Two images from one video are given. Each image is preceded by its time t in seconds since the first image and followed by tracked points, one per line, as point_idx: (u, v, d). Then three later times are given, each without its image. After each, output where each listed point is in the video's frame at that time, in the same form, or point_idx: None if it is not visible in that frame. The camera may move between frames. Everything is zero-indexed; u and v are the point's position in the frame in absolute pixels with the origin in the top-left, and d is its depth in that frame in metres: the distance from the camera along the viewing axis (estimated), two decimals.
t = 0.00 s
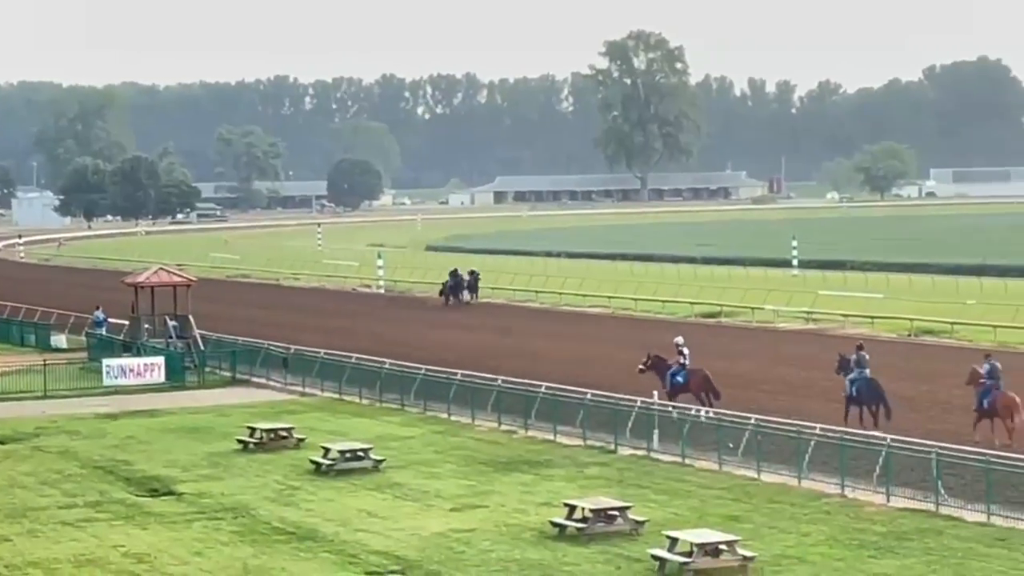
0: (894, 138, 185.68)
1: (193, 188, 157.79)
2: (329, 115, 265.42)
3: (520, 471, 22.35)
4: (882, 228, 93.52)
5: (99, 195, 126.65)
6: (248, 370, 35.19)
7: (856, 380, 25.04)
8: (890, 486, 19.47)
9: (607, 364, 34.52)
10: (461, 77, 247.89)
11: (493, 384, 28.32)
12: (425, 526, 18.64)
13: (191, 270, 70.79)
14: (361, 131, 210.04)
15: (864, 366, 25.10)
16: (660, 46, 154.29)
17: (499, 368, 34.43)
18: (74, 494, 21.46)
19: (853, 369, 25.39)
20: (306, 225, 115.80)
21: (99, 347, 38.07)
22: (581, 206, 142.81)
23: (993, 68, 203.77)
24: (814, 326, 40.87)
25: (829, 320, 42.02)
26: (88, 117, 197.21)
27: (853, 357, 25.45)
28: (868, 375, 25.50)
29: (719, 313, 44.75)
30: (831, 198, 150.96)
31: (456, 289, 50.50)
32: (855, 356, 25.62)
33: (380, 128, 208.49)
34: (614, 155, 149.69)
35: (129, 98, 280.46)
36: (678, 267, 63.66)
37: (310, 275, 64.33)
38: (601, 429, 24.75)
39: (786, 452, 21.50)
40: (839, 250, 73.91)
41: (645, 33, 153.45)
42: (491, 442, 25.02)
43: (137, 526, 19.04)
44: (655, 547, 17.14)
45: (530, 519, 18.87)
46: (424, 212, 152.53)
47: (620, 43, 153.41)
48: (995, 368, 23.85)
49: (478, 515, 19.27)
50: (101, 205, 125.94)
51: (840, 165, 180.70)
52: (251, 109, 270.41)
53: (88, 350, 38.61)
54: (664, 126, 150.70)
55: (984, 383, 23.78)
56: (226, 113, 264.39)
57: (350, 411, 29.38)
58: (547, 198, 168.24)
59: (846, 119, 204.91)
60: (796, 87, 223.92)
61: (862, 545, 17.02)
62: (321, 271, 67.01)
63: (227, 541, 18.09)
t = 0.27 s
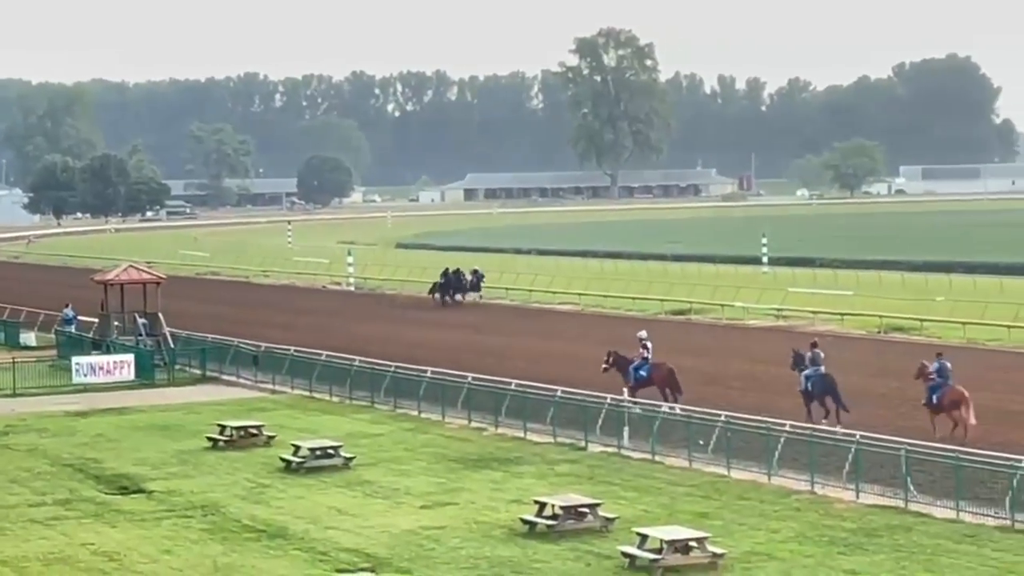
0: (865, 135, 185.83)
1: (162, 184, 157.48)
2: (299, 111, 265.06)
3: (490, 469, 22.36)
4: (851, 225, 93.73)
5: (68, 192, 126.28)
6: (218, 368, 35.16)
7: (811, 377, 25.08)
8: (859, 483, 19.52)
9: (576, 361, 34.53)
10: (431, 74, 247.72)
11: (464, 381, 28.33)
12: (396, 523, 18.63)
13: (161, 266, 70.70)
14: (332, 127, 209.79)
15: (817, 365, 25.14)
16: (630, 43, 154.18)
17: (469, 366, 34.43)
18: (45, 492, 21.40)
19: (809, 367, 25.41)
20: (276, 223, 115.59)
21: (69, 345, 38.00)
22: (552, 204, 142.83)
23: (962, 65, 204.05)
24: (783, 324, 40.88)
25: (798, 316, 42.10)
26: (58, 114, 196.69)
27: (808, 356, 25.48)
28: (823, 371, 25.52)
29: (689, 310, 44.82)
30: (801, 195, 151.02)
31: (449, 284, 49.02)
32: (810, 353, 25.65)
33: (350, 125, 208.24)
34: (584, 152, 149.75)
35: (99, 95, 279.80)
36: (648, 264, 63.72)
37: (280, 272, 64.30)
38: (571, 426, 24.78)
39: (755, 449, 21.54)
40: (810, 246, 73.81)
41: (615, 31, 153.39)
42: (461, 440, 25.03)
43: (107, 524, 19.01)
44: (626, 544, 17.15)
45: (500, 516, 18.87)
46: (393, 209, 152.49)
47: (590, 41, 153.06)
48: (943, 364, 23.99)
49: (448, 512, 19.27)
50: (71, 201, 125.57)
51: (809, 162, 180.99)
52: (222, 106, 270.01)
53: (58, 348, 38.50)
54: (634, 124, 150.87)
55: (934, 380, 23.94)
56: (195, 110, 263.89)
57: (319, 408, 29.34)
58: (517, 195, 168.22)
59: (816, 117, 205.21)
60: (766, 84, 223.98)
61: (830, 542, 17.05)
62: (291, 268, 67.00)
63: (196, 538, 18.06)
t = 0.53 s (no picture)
0: (831, 132, 186.67)
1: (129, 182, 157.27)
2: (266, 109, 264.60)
3: (457, 467, 22.36)
4: (817, 223, 93.84)
5: (34, 190, 125.79)
6: (186, 366, 35.09)
7: (764, 371, 25.31)
8: (826, 481, 19.57)
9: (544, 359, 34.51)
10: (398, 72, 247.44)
11: (431, 379, 28.32)
12: (364, 522, 18.62)
13: (126, 265, 70.41)
14: (299, 125, 209.39)
15: (769, 358, 25.36)
16: (598, 41, 154.07)
17: (437, 364, 34.41)
18: (11, 490, 21.35)
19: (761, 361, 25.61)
20: (244, 221, 115.35)
21: (36, 344, 37.86)
22: (520, 202, 142.73)
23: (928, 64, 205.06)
24: (753, 322, 40.96)
25: (765, 315, 42.17)
26: (23, 111, 196.02)
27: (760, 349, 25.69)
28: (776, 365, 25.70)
29: (657, 308, 44.85)
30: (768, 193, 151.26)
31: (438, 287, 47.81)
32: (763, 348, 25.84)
33: (318, 123, 207.88)
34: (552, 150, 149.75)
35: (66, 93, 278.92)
36: (615, 262, 63.74)
37: (246, 271, 64.13)
38: (538, 424, 24.80)
39: (722, 447, 21.58)
40: (773, 244, 74.25)
41: (583, 29, 153.16)
42: (429, 438, 25.02)
43: (73, 523, 18.97)
44: (592, 542, 17.16)
45: (470, 515, 18.88)
46: (362, 207, 152.32)
47: (558, 39, 152.77)
48: (891, 356, 24.32)
49: (415, 511, 19.26)
50: (37, 199, 125.08)
51: (775, 160, 181.14)
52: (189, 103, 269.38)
53: (24, 347, 38.37)
54: (602, 122, 150.90)
55: (882, 372, 24.24)
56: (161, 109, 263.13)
57: (288, 407, 29.31)
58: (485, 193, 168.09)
59: (783, 115, 205.51)
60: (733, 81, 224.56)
61: (800, 539, 17.10)
62: (257, 267, 66.83)
63: (164, 537, 18.03)
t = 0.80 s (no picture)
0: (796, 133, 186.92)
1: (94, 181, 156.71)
2: (230, 108, 263.88)
3: (423, 467, 22.33)
4: (782, 223, 93.80)
5: None
6: (151, 367, 35.00)
7: (713, 368, 25.62)
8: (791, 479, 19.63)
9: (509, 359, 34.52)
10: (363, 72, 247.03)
11: (396, 378, 28.31)
12: (329, 522, 18.59)
13: (89, 266, 70.14)
14: (264, 124, 208.99)
15: (719, 355, 25.77)
16: (563, 41, 153.95)
17: (402, 363, 34.40)
18: None
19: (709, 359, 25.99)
20: (209, 220, 115.06)
21: None
22: (486, 201, 142.62)
23: (892, 63, 205.90)
24: (717, 321, 40.99)
25: (731, 314, 42.22)
26: None
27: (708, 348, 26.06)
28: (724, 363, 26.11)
29: (621, 308, 44.89)
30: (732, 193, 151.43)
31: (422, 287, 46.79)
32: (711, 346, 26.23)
33: (283, 123, 207.52)
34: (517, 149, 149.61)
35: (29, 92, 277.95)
36: (580, 262, 63.67)
37: (211, 271, 63.96)
38: (503, 423, 24.83)
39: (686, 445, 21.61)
40: (736, 243, 74.61)
41: (548, 28, 152.97)
42: (394, 438, 25.00)
43: (38, 524, 18.91)
44: (557, 541, 17.17)
45: (433, 515, 18.87)
46: (327, 206, 152.05)
47: (523, 38, 152.63)
48: (835, 355, 25.23)
49: (379, 511, 19.24)
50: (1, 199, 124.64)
51: (740, 161, 181.26)
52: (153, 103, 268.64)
53: None
54: (568, 121, 150.83)
55: (826, 369, 25.13)
56: (126, 108, 262.40)
57: (252, 407, 29.27)
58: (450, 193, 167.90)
59: (748, 115, 205.76)
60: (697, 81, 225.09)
61: (764, 538, 17.12)
62: (221, 267, 66.60)
63: (128, 538, 17.99)
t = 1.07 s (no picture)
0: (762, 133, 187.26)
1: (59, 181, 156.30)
2: (196, 108, 263.53)
3: (389, 467, 22.33)
4: (748, 223, 93.87)
5: None
6: (117, 367, 34.91)
7: (668, 362, 25.99)
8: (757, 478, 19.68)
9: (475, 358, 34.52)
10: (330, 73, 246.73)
11: (363, 378, 28.29)
12: (295, 522, 18.57)
13: (54, 266, 70.00)
14: (230, 124, 208.73)
15: (673, 350, 26.04)
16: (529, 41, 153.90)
17: (369, 363, 34.38)
18: None
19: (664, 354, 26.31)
20: (175, 220, 114.96)
21: None
22: (453, 201, 142.61)
23: (857, 64, 206.42)
24: (683, 320, 41.01)
25: (698, 313, 42.26)
26: None
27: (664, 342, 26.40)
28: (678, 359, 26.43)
29: (588, 308, 44.92)
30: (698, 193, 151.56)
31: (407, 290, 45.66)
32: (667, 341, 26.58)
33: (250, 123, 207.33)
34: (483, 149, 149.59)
35: None
36: (547, 262, 63.66)
37: (178, 271, 63.85)
38: (470, 424, 24.84)
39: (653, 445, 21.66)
40: (701, 244, 74.76)
41: (515, 28, 152.94)
42: (361, 438, 24.98)
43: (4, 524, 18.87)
44: (523, 541, 17.18)
45: (400, 515, 18.86)
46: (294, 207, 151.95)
47: (489, 38, 152.60)
48: (786, 351, 25.25)
49: (346, 511, 19.21)
50: None
51: (707, 160, 181.39)
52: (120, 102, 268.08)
53: None
54: (534, 121, 150.76)
55: (778, 365, 25.17)
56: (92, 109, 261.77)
57: (218, 407, 29.22)
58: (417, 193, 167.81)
59: (715, 115, 206.03)
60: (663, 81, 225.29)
61: (730, 537, 17.14)
62: (188, 267, 66.48)
63: (95, 539, 17.95)
